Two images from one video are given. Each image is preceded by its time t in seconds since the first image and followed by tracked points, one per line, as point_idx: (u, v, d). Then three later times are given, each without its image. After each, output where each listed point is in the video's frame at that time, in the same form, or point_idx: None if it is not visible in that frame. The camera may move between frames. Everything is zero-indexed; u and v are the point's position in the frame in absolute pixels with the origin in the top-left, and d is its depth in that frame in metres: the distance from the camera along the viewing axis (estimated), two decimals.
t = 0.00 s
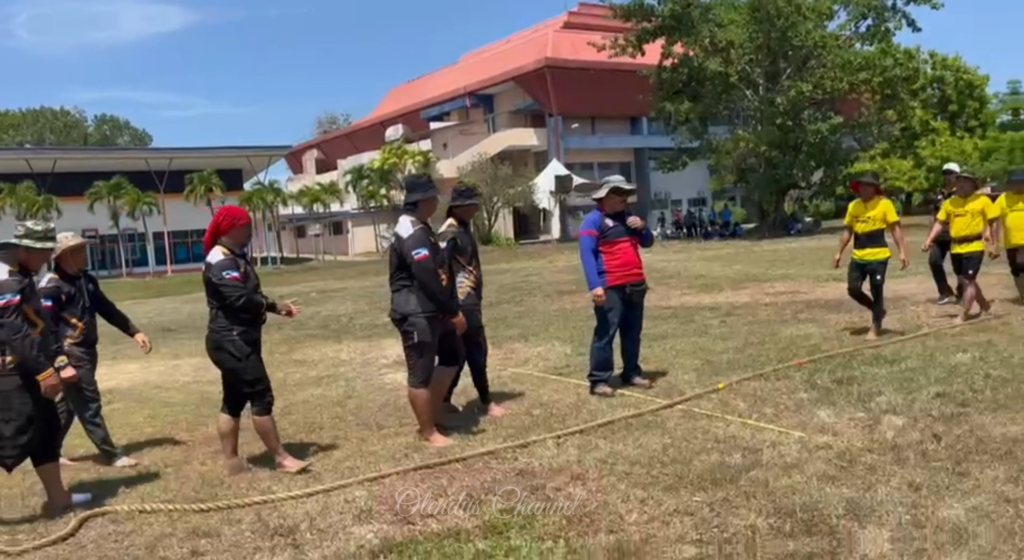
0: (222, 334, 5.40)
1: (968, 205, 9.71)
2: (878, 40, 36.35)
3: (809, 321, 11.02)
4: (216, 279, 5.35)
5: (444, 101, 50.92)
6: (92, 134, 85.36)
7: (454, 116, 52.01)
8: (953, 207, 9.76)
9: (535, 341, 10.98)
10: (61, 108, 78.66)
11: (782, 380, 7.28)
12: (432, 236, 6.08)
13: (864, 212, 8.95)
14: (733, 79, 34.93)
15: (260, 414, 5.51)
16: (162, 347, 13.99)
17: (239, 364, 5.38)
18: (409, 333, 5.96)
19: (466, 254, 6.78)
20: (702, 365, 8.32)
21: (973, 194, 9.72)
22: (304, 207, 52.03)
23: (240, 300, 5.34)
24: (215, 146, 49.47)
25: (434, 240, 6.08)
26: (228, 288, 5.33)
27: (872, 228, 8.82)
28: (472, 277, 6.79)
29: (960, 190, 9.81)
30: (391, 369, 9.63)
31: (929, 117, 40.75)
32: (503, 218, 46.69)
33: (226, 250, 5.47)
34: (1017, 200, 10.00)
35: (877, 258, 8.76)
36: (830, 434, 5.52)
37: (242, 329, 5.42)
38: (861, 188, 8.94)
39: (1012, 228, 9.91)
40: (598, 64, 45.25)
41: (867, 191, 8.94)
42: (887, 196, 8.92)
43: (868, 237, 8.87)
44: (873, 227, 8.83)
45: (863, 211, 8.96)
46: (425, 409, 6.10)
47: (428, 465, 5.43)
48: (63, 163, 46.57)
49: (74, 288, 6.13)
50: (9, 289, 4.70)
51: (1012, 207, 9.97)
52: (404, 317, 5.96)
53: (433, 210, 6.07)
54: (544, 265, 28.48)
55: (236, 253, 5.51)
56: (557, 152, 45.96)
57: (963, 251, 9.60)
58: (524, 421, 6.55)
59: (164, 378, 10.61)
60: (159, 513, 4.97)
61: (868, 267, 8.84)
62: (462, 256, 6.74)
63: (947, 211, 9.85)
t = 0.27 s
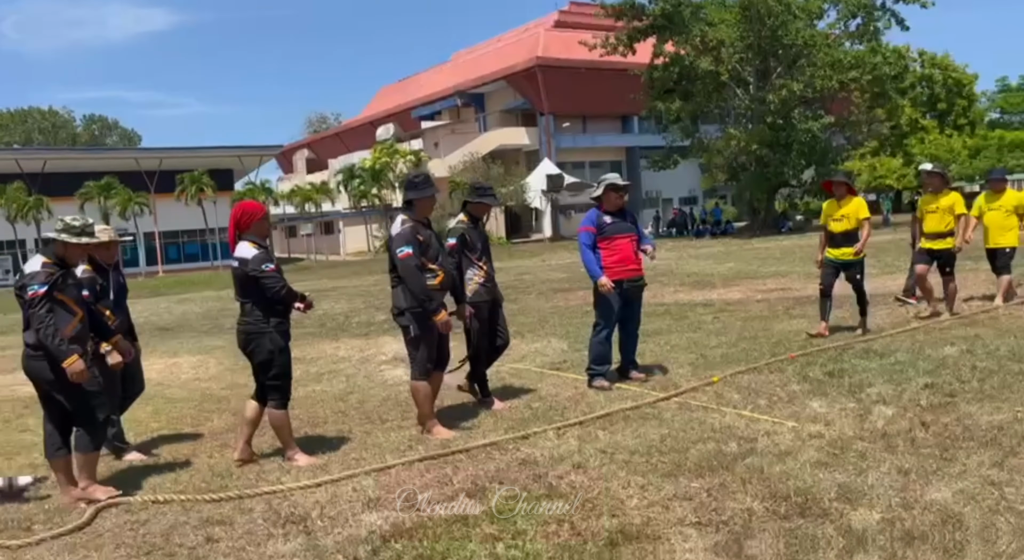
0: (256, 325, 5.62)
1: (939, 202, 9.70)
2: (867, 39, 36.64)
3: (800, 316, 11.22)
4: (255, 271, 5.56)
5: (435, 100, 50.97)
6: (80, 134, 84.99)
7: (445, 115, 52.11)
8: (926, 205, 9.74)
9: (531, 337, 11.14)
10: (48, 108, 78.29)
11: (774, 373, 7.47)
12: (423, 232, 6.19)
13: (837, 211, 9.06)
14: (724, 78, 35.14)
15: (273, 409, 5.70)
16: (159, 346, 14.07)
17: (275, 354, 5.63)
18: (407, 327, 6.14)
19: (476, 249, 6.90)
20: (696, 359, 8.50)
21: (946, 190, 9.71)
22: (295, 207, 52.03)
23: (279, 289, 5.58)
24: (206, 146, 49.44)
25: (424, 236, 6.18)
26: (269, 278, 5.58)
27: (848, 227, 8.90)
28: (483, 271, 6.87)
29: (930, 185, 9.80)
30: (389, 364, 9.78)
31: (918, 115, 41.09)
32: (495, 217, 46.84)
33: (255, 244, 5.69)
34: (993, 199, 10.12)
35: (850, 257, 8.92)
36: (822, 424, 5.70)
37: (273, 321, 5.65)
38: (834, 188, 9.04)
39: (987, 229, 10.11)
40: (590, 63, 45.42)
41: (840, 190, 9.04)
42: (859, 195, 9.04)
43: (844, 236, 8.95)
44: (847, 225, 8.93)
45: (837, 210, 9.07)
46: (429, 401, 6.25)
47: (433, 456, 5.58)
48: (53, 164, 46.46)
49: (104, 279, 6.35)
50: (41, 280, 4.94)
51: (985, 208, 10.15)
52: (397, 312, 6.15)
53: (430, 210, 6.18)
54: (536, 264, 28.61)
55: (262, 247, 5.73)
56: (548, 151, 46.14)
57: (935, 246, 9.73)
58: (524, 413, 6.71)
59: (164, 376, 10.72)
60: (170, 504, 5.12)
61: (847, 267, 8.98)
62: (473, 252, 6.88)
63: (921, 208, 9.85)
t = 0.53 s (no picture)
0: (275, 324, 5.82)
1: (907, 204, 9.55)
2: (861, 38, 36.82)
3: (794, 313, 11.38)
4: (278, 269, 5.78)
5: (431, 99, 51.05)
6: (75, 132, 84.85)
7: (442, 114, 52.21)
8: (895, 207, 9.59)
9: (529, 334, 11.31)
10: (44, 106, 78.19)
11: (767, 369, 7.65)
12: (411, 228, 6.34)
13: (803, 211, 9.04)
14: (720, 77, 35.28)
15: (280, 405, 5.87)
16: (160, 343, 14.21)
17: (288, 350, 5.82)
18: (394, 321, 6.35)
19: (483, 247, 7.02)
20: (690, 356, 8.67)
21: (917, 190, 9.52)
22: (292, 206, 52.12)
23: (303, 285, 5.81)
24: (203, 145, 49.50)
25: (411, 232, 6.32)
26: (293, 276, 5.80)
27: (815, 228, 8.88)
28: (490, 270, 7.00)
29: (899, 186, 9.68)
30: (389, 362, 9.94)
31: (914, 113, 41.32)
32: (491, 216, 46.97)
33: (276, 241, 5.91)
34: (972, 197, 10.30)
35: (819, 258, 8.87)
36: (812, 418, 5.86)
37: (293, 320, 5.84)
38: (802, 188, 9.01)
39: (966, 225, 10.32)
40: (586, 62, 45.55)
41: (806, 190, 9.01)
42: (826, 196, 9.01)
43: (812, 237, 8.94)
44: (815, 226, 8.90)
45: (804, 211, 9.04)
46: (424, 395, 6.42)
47: (434, 450, 5.73)
48: (49, 163, 46.50)
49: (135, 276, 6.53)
50: (85, 278, 5.24)
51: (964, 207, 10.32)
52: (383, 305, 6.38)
53: (431, 208, 6.34)
54: (533, 262, 28.79)
55: (281, 244, 5.94)
56: (545, 150, 46.28)
57: (903, 251, 9.57)
58: (522, 409, 6.86)
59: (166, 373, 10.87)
60: (179, 497, 5.27)
61: (811, 267, 8.96)
62: (479, 248, 7.02)
63: (889, 209, 9.72)
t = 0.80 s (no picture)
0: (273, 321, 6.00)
1: (887, 204, 9.61)
2: (864, 39, 36.82)
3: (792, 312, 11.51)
4: (268, 268, 5.97)
5: (434, 97, 51.17)
6: (80, 130, 85.15)
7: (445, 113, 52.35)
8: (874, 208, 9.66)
9: (529, 332, 11.45)
10: (48, 104, 78.51)
11: (762, 366, 7.78)
12: (398, 226, 6.51)
13: (783, 215, 9.01)
14: (723, 77, 35.35)
15: (288, 397, 6.02)
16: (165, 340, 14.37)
17: (289, 345, 5.96)
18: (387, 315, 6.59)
19: (493, 244, 7.15)
20: (687, 353, 8.82)
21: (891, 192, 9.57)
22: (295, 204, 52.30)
23: (290, 288, 5.94)
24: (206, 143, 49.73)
25: (397, 231, 6.49)
26: (280, 277, 5.94)
27: (793, 231, 8.90)
28: (499, 266, 7.11)
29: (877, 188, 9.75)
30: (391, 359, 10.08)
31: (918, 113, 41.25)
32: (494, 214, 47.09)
33: (279, 240, 6.08)
34: (954, 200, 10.40)
35: (796, 261, 8.87)
36: (804, 414, 5.99)
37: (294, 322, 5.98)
38: (781, 191, 9.02)
39: (947, 230, 10.44)
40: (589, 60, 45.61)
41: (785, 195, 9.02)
42: (805, 199, 9.04)
43: (790, 240, 8.96)
44: (794, 229, 8.92)
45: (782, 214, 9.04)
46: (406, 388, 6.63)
47: (434, 443, 5.86)
48: (54, 160, 46.76)
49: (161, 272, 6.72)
50: (137, 275, 5.54)
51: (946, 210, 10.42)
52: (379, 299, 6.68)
53: (419, 207, 6.45)
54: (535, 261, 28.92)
55: (285, 242, 6.10)
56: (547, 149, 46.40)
57: (884, 250, 9.56)
58: (521, 405, 7.00)
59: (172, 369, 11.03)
60: (185, 488, 5.41)
61: (788, 269, 8.96)
62: (486, 245, 7.15)
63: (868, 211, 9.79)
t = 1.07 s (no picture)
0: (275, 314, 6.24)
1: (873, 210, 9.68)
2: (873, 41, 36.89)
3: (792, 313, 11.65)
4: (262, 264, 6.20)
5: (443, 97, 51.36)
6: (92, 129, 85.82)
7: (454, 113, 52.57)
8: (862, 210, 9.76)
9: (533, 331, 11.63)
10: (61, 103, 79.19)
11: (760, 364, 7.94)
12: (383, 231, 6.66)
13: (766, 216, 9.05)
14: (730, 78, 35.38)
15: (293, 390, 6.29)
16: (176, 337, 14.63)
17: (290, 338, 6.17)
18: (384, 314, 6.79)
19: (501, 242, 7.32)
20: (687, 352, 8.99)
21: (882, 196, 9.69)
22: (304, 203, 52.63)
23: (273, 283, 6.12)
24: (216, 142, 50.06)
25: (382, 235, 6.64)
26: (270, 271, 6.16)
27: (774, 232, 8.97)
28: (507, 264, 7.28)
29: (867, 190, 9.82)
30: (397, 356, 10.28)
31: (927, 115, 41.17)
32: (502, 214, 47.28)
33: (289, 239, 6.35)
34: (939, 202, 10.53)
35: (778, 263, 8.93)
36: (797, 411, 6.15)
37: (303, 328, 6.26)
38: (766, 191, 9.03)
39: (931, 232, 10.51)
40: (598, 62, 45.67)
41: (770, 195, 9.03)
42: (787, 201, 9.10)
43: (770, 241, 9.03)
44: (775, 230, 8.98)
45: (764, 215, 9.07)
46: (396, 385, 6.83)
47: (436, 436, 6.04)
48: (67, 159, 47.24)
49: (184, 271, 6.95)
50: (178, 266, 5.81)
51: (932, 211, 10.55)
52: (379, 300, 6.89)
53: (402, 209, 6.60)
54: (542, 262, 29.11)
55: (296, 241, 6.37)
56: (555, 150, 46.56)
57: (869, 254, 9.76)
58: (522, 401, 7.17)
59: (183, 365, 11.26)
60: (194, 477, 5.61)
61: (769, 272, 9.00)
62: (497, 243, 7.32)
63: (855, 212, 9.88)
